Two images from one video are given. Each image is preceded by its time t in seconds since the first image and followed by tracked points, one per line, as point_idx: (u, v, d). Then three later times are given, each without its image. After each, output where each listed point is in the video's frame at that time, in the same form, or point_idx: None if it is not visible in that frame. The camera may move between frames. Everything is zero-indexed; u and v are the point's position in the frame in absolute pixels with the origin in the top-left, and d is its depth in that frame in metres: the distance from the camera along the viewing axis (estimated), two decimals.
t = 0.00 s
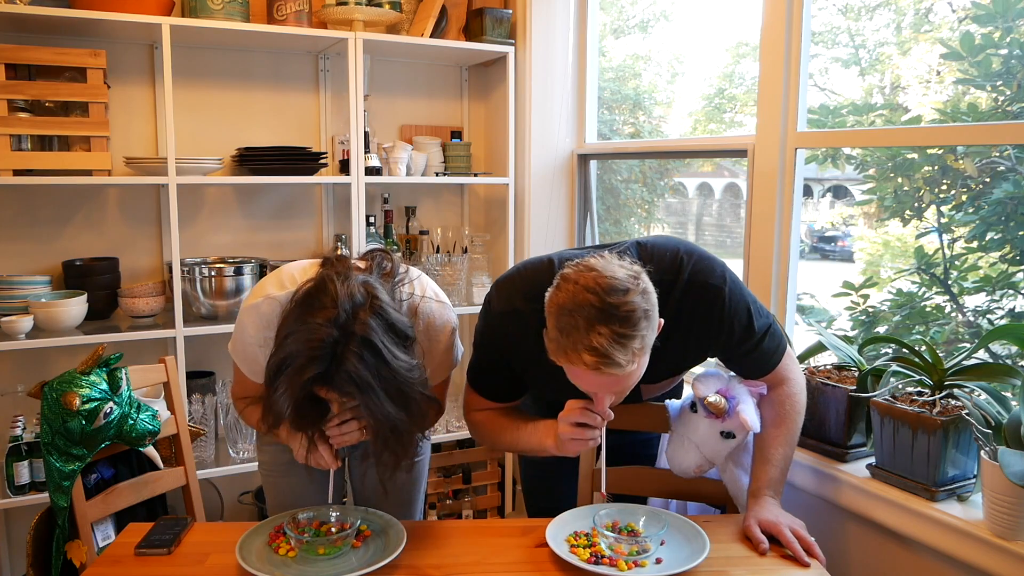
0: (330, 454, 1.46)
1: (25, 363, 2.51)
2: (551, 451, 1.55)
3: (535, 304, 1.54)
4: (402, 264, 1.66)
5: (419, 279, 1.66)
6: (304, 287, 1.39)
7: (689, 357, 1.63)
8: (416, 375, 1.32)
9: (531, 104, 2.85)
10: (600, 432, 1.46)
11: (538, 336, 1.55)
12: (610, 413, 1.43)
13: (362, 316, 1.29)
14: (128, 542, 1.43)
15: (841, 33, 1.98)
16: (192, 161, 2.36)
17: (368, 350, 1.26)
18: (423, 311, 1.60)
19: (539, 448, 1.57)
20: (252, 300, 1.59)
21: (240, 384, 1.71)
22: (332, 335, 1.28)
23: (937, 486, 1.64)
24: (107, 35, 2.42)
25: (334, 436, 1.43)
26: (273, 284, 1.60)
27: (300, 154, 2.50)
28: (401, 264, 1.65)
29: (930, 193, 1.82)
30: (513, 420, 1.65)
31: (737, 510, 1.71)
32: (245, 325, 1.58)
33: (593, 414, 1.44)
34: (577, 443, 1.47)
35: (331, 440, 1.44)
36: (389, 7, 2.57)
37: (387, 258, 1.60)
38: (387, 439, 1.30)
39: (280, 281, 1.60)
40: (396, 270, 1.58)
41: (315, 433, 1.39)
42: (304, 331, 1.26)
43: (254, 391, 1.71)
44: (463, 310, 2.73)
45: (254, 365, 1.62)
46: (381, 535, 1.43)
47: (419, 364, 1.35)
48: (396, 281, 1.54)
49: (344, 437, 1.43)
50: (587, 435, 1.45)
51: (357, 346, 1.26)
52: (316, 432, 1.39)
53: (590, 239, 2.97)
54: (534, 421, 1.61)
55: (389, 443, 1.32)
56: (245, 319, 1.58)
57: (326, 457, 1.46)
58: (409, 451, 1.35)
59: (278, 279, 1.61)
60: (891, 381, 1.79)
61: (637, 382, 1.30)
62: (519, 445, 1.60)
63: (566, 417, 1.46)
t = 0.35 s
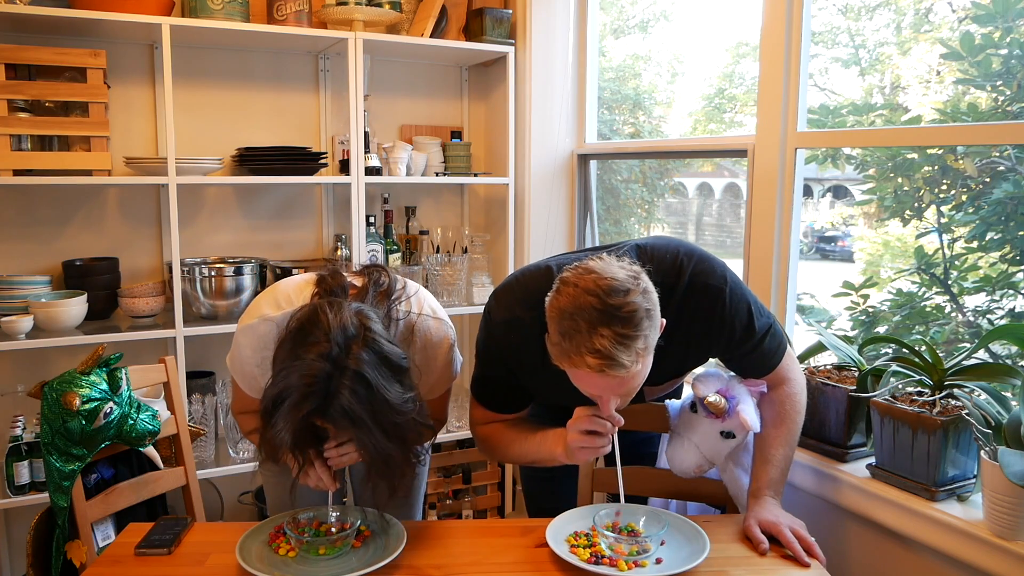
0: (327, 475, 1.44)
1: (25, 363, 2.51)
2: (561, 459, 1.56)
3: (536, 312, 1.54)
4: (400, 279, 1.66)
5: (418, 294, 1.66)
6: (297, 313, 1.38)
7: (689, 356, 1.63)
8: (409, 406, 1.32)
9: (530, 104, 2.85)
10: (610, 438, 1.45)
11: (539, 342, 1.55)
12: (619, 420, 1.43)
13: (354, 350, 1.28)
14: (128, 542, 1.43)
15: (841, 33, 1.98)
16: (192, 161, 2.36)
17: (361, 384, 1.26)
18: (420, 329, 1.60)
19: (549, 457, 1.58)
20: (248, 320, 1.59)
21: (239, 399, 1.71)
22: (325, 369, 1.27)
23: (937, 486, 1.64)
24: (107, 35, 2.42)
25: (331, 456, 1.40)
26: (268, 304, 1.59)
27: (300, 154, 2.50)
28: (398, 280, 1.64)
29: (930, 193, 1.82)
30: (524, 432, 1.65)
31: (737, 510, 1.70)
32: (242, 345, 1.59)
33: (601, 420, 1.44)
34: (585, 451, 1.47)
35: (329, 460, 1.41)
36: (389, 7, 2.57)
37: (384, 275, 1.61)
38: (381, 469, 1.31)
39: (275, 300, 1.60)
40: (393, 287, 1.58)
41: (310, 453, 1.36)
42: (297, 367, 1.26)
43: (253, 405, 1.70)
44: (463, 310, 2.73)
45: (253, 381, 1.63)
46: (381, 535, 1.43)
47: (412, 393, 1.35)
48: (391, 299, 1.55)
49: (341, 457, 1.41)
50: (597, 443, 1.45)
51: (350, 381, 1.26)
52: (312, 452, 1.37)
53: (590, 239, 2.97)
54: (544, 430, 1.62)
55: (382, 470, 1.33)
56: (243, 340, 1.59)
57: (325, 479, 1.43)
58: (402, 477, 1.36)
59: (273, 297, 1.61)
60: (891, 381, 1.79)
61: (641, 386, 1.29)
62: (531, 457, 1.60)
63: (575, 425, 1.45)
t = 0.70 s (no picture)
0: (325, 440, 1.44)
1: (25, 363, 2.51)
2: (552, 463, 1.55)
3: (531, 320, 1.54)
4: (403, 255, 1.66)
5: (420, 269, 1.66)
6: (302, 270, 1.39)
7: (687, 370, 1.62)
8: (411, 353, 1.32)
9: (530, 104, 2.85)
10: (599, 449, 1.45)
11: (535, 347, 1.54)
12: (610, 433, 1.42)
13: (359, 292, 1.29)
14: (128, 542, 1.43)
15: (841, 33, 1.98)
16: (192, 161, 2.36)
17: (366, 324, 1.26)
18: (424, 300, 1.59)
19: (540, 459, 1.57)
20: (252, 289, 1.59)
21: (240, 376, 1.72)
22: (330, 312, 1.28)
23: (937, 486, 1.64)
24: (107, 35, 2.42)
25: (329, 420, 1.42)
26: (273, 274, 1.60)
27: (300, 154, 2.50)
28: (401, 255, 1.64)
29: (930, 193, 1.82)
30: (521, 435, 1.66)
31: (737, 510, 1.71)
32: (245, 315, 1.59)
33: (590, 432, 1.44)
34: (575, 459, 1.47)
35: (326, 425, 1.42)
36: (389, 8, 2.57)
37: (388, 248, 1.60)
38: (380, 416, 1.28)
39: (280, 271, 1.60)
40: (396, 259, 1.58)
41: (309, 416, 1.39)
42: (301, 306, 1.27)
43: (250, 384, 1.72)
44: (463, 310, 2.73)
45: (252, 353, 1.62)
46: (381, 535, 1.43)
47: (415, 346, 1.35)
48: (395, 267, 1.54)
49: (339, 423, 1.42)
50: (586, 451, 1.45)
51: (355, 321, 1.26)
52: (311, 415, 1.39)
53: (591, 239, 2.97)
54: (538, 434, 1.62)
55: (381, 420, 1.29)
56: (245, 310, 1.59)
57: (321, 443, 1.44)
58: (400, 430, 1.33)
59: (277, 269, 1.61)
60: (891, 381, 1.80)
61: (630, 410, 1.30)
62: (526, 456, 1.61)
63: (565, 434, 1.46)
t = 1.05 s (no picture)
0: (330, 455, 1.46)
1: (25, 363, 2.51)
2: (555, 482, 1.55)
3: (530, 338, 1.54)
4: (404, 267, 1.66)
5: (422, 281, 1.66)
6: (304, 292, 1.39)
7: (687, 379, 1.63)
8: (416, 380, 1.32)
9: (531, 104, 2.85)
10: (602, 468, 1.46)
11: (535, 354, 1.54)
12: (611, 451, 1.42)
13: (361, 322, 1.28)
14: (128, 542, 1.42)
15: (841, 33, 1.98)
16: (192, 161, 2.36)
17: (369, 355, 1.26)
18: (426, 313, 1.59)
19: (543, 478, 1.57)
20: (254, 303, 1.59)
21: (243, 387, 1.71)
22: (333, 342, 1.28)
23: (937, 486, 1.64)
24: (107, 35, 2.42)
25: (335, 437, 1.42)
26: (273, 288, 1.59)
27: (300, 154, 2.50)
28: (403, 267, 1.64)
29: (930, 193, 1.82)
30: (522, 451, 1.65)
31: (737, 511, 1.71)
32: (247, 329, 1.58)
33: (594, 450, 1.44)
34: (578, 479, 1.47)
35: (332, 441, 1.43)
36: (389, 7, 2.57)
37: (389, 261, 1.59)
38: (387, 445, 1.29)
39: (281, 284, 1.60)
40: (399, 273, 1.56)
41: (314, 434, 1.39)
42: (304, 338, 1.27)
43: (252, 394, 1.71)
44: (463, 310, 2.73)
45: (256, 366, 1.62)
46: (381, 535, 1.43)
47: (419, 370, 1.35)
48: (398, 284, 1.53)
49: (344, 437, 1.43)
50: (590, 471, 1.45)
51: (358, 352, 1.26)
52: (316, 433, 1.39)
53: (591, 239, 2.96)
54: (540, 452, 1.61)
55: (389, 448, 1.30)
56: (247, 324, 1.59)
57: (326, 459, 1.46)
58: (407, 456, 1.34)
59: (279, 282, 1.61)
60: (891, 381, 1.79)
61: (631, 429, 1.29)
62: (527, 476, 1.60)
63: (570, 452, 1.46)
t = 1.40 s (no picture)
0: (336, 469, 1.45)
1: (25, 363, 2.51)
2: (551, 483, 1.54)
3: (531, 340, 1.55)
4: (405, 273, 1.65)
5: (424, 288, 1.66)
6: (306, 306, 1.37)
7: (687, 382, 1.63)
8: (422, 393, 1.32)
9: (531, 104, 2.85)
10: (600, 468, 1.45)
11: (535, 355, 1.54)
12: (610, 451, 1.43)
13: (364, 339, 1.27)
14: (128, 542, 1.43)
15: (841, 33, 1.98)
16: (192, 161, 2.36)
17: (372, 373, 1.26)
18: (428, 322, 1.59)
19: (539, 479, 1.56)
20: (255, 315, 1.59)
21: (246, 398, 1.71)
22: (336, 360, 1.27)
23: (937, 486, 1.64)
24: (107, 34, 2.42)
25: (340, 451, 1.41)
26: (274, 299, 1.59)
27: (300, 154, 2.50)
28: (404, 274, 1.63)
29: (930, 193, 1.82)
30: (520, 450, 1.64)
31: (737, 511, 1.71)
32: (250, 341, 1.59)
33: (592, 450, 1.44)
34: (577, 480, 1.47)
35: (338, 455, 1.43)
36: (389, 7, 2.57)
37: (391, 268, 1.59)
38: (392, 457, 1.31)
39: (281, 295, 1.59)
40: (399, 281, 1.56)
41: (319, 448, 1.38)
42: (306, 357, 1.27)
43: (257, 404, 1.71)
44: (463, 310, 2.73)
45: (260, 376, 1.63)
46: (381, 535, 1.43)
47: (425, 381, 1.35)
48: (399, 291, 1.53)
49: (350, 452, 1.42)
50: (587, 472, 1.45)
51: (361, 370, 1.26)
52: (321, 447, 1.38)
53: (591, 239, 2.96)
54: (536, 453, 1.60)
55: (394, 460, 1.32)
56: (249, 337, 1.59)
57: (333, 473, 1.45)
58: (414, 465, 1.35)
59: (279, 292, 1.60)
60: (891, 381, 1.79)
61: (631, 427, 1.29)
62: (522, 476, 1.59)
63: (567, 453, 1.46)
